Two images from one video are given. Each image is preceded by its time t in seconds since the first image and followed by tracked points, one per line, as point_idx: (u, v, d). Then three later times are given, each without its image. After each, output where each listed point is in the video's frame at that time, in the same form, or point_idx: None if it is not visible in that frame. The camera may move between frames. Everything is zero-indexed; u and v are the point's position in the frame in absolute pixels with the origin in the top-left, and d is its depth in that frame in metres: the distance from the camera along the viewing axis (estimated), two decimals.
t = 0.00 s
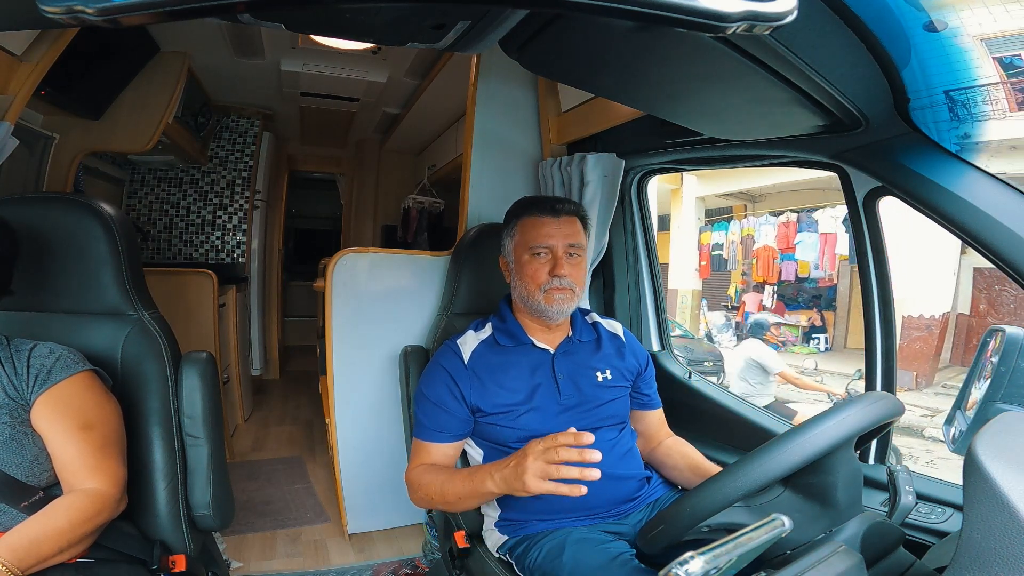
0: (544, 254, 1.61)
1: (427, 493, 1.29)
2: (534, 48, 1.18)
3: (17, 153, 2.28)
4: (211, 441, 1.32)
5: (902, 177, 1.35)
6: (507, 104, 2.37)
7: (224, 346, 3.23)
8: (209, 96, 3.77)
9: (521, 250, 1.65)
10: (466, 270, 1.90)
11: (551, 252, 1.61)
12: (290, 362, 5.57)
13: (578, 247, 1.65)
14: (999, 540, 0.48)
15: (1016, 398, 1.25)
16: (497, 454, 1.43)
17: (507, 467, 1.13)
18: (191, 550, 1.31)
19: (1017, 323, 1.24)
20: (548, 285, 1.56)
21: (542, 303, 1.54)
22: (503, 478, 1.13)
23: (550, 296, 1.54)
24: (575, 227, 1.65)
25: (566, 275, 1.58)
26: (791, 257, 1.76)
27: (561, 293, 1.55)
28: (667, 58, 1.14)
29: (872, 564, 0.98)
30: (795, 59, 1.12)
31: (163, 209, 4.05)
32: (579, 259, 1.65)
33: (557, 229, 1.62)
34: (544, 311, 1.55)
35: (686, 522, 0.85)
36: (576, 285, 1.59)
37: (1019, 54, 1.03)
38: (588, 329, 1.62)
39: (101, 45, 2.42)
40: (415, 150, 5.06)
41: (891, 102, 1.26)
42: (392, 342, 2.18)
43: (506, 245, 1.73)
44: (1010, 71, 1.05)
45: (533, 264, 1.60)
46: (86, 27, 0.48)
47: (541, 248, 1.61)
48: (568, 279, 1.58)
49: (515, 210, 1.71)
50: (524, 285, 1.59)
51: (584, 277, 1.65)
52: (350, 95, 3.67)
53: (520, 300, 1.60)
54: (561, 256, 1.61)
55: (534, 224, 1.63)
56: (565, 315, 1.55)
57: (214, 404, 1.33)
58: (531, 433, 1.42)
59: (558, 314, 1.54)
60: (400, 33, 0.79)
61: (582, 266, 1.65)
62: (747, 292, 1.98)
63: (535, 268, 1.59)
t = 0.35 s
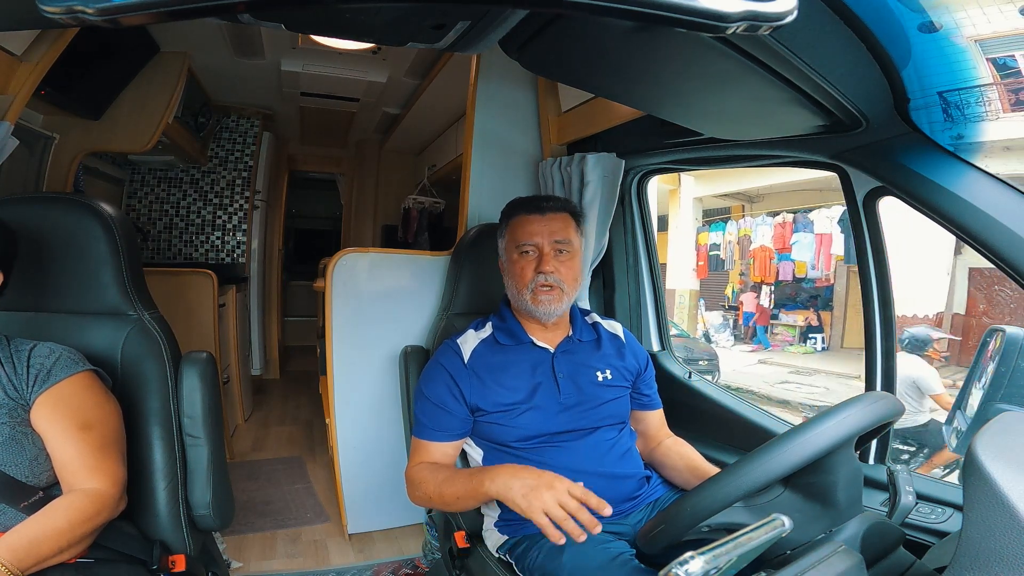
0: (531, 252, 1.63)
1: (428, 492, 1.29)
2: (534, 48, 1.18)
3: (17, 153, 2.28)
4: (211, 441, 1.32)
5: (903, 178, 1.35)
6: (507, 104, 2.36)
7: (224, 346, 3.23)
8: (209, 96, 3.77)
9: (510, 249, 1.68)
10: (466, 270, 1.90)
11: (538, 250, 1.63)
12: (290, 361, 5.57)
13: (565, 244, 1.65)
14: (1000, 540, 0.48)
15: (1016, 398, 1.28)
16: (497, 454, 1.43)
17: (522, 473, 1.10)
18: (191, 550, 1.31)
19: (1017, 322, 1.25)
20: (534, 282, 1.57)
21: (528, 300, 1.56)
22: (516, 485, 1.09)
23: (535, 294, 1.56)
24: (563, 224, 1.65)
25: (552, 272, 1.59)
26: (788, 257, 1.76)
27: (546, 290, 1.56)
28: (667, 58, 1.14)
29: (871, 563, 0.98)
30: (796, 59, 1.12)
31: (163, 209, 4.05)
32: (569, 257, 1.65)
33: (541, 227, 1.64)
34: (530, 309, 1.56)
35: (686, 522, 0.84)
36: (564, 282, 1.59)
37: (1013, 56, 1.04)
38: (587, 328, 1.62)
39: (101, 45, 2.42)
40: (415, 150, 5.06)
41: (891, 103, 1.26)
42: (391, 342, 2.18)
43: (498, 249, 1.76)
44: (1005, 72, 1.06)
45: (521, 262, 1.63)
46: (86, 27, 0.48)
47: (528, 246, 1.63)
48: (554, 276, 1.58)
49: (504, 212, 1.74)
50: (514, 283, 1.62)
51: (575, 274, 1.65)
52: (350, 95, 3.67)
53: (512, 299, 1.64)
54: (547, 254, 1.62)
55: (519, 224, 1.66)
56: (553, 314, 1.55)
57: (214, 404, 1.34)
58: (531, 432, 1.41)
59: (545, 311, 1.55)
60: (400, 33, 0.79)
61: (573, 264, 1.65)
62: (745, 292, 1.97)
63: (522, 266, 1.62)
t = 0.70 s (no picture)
0: (522, 250, 1.64)
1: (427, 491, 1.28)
2: (534, 48, 1.18)
3: (17, 153, 2.28)
4: (211, 441, 1.32)
5: (903, 178, 1.36)
6: (508, 104, 2.36)
7: (224, 346, 3.23)
8: (209, 96, 3.77)
9: (502, 249, 1.69)
10: (466, 270, 1.90)
11: (528, 247, 1.64)
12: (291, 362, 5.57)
13: (555, 239, 1.67)
14: (1000, 540, 0.48)
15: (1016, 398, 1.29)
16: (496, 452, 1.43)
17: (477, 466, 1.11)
18: (191, 550, 1.31)
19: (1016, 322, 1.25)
20: (527, 278, 1.57)
21: (523, 297, 1.56)
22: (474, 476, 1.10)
23: (529, 289, 1.55)
24: (552, 220, 1.67)
25: (544, 266, 1.59)
26: (785, 257, 1.77)
27: (540, 284, 1.56)
28: (668, 58, 1.14)
29: (872, 563, 0.98)
30: (795, 60, 1.12)
31: (163, 209, 4.05)
32: (560, 251, 1.66)
33: (530, 224, 1.65)
34: (526, 306, 1.56)
35: (686, 522, 0.84)
36: (556, 276, 1.59)
37: (1005, 57, 1.04)
38: (585, 325, 1.62)
39: (101, 45, 2.42)
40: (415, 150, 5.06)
41: (891, 103, 1.26)
42: (391, 342, 2.18)
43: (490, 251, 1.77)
44: (999, 72, 1.06)
45: (513, 260, 1.63)
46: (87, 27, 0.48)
47: (519, 243, 1.64)
48: (547, 270, 1.59)
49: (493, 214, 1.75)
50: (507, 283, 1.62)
51: (567, 268, 1.66)
52: (350, 95, 3.67)
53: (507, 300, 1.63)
54: (538, 249, 1.63)
55: (508, 223, 1.67)
56: (547, 308, 1.55)
57: (214, 403, 1.34)
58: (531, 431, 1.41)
59: (540, 305, 1.54)
60: (400, 33, 0.79)
61: (564, 258, 1.66)
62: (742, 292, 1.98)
63: (514, 264, 1.62)
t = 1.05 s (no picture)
0: (544, 251, 1.62)
1: (427, 489, 1.29)
2: (534, 48, 1.18)
3: (17, 153, 2.28)
4: (211, 441, 1.32)
5: (903, 178, 1.36)
6: (508, 104, 2.36)
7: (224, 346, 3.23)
8: (209, 96, 3.77)
9: (521, 248, 1.65)
10: (466, 270, 1.90)
11: (552, 249, 1.62)
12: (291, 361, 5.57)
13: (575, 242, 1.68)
14: (1000, 540, 0.48)
15: (1016, 398, 1.25)
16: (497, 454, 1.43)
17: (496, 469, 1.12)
18: (191, 550, 1.31)
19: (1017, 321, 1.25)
20: (553, 279, 1.56)
21: (548, 298, 1.53)
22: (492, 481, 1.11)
23: (556, 291, 1.54)
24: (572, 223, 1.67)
25: (568, 269, 1.60)
26: (782, 257, 1.77)
27: (566, 287, 1.56)
28: (668, 58, 1.14)
29: (872, 563, 0.98)
30: (795, 59, 1.12)
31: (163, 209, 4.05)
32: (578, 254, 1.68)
33: (552, 226, 1.64)
34: (549, 307, 1.54)
35: (686, 523, 0.84)
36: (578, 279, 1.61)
37: (1000, 58, 1.04)
38: (587, 327, 1.62)
39: (101, 45, 2.42)
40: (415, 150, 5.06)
41: (891, 103, 1.26)
42: (392, 342, 2.18)
43: (501, 245, 1.74)
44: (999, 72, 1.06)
45: (535, 261, 1.60)
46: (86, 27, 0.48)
47: (543, 244, 1.62)
48: (571, 273, 1.59)
49: (509, 209, 1.73)
50: (527, 283, 1.58)
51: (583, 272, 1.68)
52: (350, 95, 3.67)
53: (522, 300, 1.59)
54: (562, 252, 1.63)
55: (531, 222, 1.64)
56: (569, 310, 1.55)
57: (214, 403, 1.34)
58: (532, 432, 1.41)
59: (564, 308, 1.54)
60: (400, 32, 0.79)
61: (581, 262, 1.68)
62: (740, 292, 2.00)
63: (537, 265, 1.59)
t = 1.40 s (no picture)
0: (543, 252, 1.61)
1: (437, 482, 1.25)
2: (535, 48, 1.18)
3: (17, 153, 2.28)
4: (211, 441, 1.32)
5: (903, 178, 1.36)
6: (508, 104, 2.36)
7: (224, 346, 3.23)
8: (209, 96, 3.77)
9: (520, 250, 1.64)
10: (466, 269, 1.90)
11: (551, 250, 1.62)
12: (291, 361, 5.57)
13: (574, 244, 1.68)
14: (999, 540, 0.48)
15: (1016, 398, 1.25)
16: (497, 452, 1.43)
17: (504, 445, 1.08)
18: (191, 550, 1.31)
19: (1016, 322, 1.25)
20: (551, 281, 1.55)
21: (547, 300, 1.53)
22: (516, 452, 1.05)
23: (554, 292, 1.54)
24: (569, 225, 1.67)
25: (568, 271, 1.59)
26: (779, 257, 1.79)
27: (564, 289, 1.55)
28: (668, 57, 1.14)
29: (871, 563, 0.98)
30: (795, 59, 1.12)
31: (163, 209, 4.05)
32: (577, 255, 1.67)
33: (550, 229, 1.63)
34: (549, 309, 1.54)
35: (687, 522, 0.84)
36: (576, 280, 1.60)
37: (994, 58, 1.04)
38: (587, 328, 1.62)
39: (101, 45, 2.42)
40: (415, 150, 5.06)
41: (891, 103, 1.26)
42: (392, 342, 2.18)
43: (501, 247, 1.72)
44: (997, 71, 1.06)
45: (534, 262, 1.60)
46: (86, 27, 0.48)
47: (542, 246, 1.62)
48: (570, 274, 1.59)
49: (505, 214, 1.73)
50: (526, 285, 1.57)
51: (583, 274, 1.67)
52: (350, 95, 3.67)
53: (520, 301, 1.58)
54: (562, 253, 1.62)
55: (530, 224, 1.64)
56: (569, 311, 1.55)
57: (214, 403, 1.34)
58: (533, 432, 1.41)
59: (564, 310, 1.54)
60: (400, 32, 0.79)
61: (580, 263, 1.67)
62: (738, 292, 2.01)
63: (536, 267, 1.59)
